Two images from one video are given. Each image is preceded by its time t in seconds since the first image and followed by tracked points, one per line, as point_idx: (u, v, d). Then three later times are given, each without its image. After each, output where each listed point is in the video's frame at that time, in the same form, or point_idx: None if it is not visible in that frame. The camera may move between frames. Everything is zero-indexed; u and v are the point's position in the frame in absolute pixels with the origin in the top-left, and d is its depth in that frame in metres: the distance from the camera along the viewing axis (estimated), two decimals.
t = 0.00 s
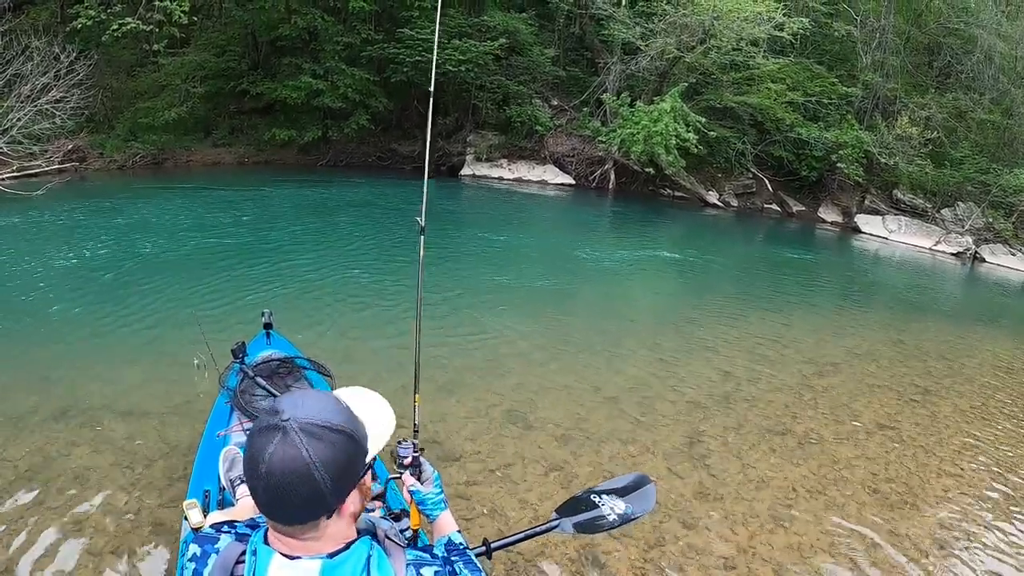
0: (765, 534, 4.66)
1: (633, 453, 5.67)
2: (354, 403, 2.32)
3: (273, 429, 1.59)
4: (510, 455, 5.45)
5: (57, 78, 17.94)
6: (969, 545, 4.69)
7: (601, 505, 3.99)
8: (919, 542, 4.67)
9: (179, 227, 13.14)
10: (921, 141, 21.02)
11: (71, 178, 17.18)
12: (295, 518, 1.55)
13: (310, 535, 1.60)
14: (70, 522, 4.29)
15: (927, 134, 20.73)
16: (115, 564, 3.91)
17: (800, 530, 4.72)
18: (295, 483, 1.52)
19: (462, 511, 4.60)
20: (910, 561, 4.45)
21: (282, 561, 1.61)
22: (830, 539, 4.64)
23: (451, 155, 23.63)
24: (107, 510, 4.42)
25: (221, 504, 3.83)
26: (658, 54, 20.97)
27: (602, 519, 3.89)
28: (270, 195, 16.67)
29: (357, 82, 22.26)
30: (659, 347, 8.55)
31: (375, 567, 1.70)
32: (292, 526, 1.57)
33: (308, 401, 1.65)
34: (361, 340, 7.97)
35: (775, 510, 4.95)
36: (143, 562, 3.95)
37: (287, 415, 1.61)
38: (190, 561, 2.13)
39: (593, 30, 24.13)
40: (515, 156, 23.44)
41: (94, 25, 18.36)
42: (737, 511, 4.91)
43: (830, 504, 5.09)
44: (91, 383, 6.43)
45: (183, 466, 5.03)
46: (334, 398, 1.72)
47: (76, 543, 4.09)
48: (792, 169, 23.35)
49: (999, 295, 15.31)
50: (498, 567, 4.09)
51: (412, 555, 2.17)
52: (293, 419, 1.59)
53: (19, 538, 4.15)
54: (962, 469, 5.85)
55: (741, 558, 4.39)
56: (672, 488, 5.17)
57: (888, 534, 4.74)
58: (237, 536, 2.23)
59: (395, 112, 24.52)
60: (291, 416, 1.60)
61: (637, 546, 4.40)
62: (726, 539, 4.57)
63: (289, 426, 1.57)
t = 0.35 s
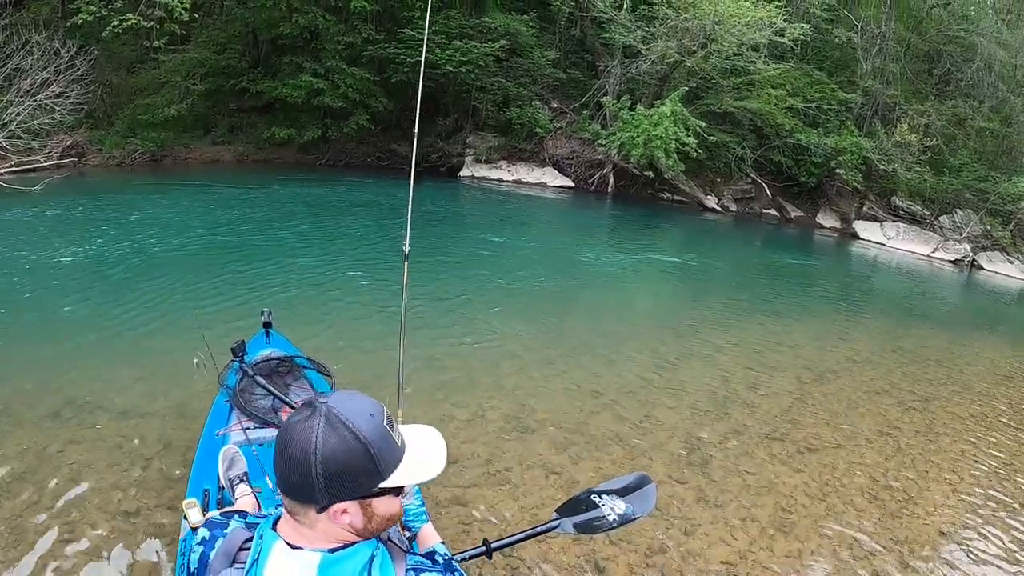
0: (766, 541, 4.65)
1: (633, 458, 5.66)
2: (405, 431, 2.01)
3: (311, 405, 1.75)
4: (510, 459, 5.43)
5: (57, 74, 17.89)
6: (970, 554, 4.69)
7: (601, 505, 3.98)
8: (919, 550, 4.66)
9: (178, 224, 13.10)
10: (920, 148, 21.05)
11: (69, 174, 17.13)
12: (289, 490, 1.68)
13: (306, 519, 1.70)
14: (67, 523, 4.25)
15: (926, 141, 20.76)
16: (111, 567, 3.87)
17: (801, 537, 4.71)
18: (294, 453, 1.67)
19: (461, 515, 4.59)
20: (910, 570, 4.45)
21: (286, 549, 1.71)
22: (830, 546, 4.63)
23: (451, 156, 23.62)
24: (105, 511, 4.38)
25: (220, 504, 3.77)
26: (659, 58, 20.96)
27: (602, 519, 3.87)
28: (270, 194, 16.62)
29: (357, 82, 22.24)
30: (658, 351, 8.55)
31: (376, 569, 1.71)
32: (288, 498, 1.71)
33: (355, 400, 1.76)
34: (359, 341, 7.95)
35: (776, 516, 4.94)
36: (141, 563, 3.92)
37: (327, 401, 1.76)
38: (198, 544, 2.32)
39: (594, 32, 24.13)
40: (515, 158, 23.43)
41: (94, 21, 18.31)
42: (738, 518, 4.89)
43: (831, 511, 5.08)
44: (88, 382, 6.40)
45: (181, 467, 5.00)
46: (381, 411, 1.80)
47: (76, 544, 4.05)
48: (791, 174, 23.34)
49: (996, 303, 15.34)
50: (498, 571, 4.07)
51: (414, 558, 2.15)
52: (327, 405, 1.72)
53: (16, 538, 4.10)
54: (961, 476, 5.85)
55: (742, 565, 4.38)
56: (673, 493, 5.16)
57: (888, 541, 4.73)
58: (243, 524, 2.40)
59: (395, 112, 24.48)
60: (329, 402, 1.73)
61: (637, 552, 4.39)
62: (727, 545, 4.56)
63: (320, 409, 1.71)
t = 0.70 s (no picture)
0: (772, 539, 4.62)
1: (638, 457, 5.63)
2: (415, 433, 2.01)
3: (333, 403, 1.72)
4: (514, 460, 5.40)
5: (55, 76, 17.87)
6: (978, 549, 4.67)
7: (602, 505, 3.96)
8: (927, 546, 4.63)
9: (178, 226, 13.08)
10: (921, 140, 20.97)
11: (68, 177, 17.12)
12: (312, 489, 1.63)
13: (326, 519, 1.65)
14: (68, 530, 4.24)
15: (927, 133, 20.68)
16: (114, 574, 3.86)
17: (808, 534, 4.68)
18: (322, 449, 1.63)
19: (466, 517, 4.56)
20: (918, 566, 4.43)
21: (313, 551, 1.63)
22: (837, 543, 4.61)
23: (450, 154, 23.60)
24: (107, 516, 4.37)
25: (220, 504, 3.76)
26: (657, 53, 20.89)
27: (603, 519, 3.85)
28: (270, 195, 16.60)
29: (356, 81, 22.20)
30: (661, 348, 8.52)
31: (395, 564, 1.70)
32: (308, 499, 1.66)
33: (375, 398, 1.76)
34: (361, 342, 7.93)
35: (782, 514, 4.92)
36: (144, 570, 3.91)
37: (349, 399, 1.74)
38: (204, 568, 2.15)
39: (592, 28, 24.05)
40: (515, 155, 23.38)
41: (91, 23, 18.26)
42: (744, 516, 4.87)
43: (838, 508, 5.06)
44: (90, 386, 6.39)
45: (182, 472, 4.98)
46: (400, 409, 1.80)
47: (78, 549, 4.04)
48: (792, 168, 23.28)
49: (998, 294, 15.30)
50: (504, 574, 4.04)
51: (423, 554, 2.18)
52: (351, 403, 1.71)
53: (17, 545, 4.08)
54: (968, 471, 5.82)
55: (749, 563, 4.36)
56: (678, 492, 5.14)
57: (896, 538, 4.71)
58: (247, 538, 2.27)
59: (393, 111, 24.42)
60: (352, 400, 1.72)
61: (643, 552, 4.37)
62: (734, 544, 4.54)
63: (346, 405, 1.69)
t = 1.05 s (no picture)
0: (774, 546, 4.60)
1: (640, 463, 5.61)
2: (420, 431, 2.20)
3: (347, 426, 1.65)
4: (515, 465, 5.38)
5: (54, 77, 17.86)
6: (980, 555, 4.66)
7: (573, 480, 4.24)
8: (929, 553, 4.62)
9: (177, 228, 13.05)
10: (920, 146, 21.00)
11: (67, 178, 17.10)
12: (341, 519, 1.59)
13: (353, 541, 1.65)
14: (68, 533, 4.22)
15: (926, 139, 20.68)
16: None
17: (810, 541, 4.67)
18: (349, 477, 1.58)
19: (467, 523, 4.53)
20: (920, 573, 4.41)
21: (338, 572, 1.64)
22: (840, 551, 4.59)
23: (450, 157, 23.60)
24: (106, 521, 4.35)
25: (220, 505, 3.74)
26: (657, 57, 20.93)
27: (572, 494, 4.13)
28: (269, 198, 16.60)
29: (356, 84, 22.21)
30: (662, 353, 8.50)
31: (413, 570, 1.79)
32: (334, 527, 1.62)
33: (383, 411, 1.72)
34: (362, 345, 7.90)
35: (784, 520, 4.91)
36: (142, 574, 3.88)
37: (361, 418, 1.67)
38: None
39: (592, 32, 24.10)
40: (514, 159, 23.37)
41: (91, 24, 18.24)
42: (746, 522, 4.85)
43: (840, 514, 5.04)
44: (88, 389, 6.36)
45: (181, 476, 4.95)
46: (402, 415, 1.78)
47: (76, 554, 4.01)
48: (791, 173, 23.31)
49: (997, 300, 15.30)
50: None
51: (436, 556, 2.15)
52: (367, 423, 1.65)
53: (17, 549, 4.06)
54: (970, 477, 5.81)
55: (750, 570, 4.34)
56: (680, 498, 5.12)
57: (898, 545, 4.69)
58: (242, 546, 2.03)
59: (393, 114, 24.42)
60: (366, 420, 1.66)
61: (645, 559, 4.35)
62: (736, 551, 4.53)
63: (365, 428, 1.64)
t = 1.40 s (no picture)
0: (777, 546, 4.59)
1: (641, 462, 5.59)
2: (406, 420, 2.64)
3: (365, 437, 1.64)
4: (515, 465, 5.36)
5: (49, 73, 17.71)
6: (982, 555, 4.66)
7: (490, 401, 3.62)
8: (931, 553, 4.61)
9: (174, 225, 12.97)
10: (918, 144, 21.01)
11: (63, 174, 17.00)
12: (387, 525, 1.65)
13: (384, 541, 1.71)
14: (64, 535, 4.17)
15: (923, 138, 20.69)
16: None
17: (812, 541, 4.66)
18: (394, 487, 1.63)
19: (468, 524, 4.51)
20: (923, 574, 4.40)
21: None
22: (842, 551, 4.58)
23: (447, 154, 23.55)
24: (103, 523, 4.30)
25: (219, 503, 3.70)
26: (656, 55, 20.89)
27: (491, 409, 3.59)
28: (266, 194, 16.53)
29: (353, 81, 22.12)
30: (662, 352, 8.49)
31: (422, 569, 1.88)
32: (379, 535, 1.65)
33: (382, 410, 1.75)
34: (360, 344, 7.86)
35: (787, 520, 4.89)
36: None
37: (375, 424, 1.68)
38: None
39: (590, 29, 24.04)
40: (512, 156, 23.31)
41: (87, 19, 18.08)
42: (748, 523, 4.84)
43: (842, 514, 5.03)
44: (85, 387, 6.31)
45: (179, 476, 4.91)
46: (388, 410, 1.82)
47: (76, 557, 3.97)
48: (788, 171, 23.31)
49: (994, 299, 15.33)
50: None
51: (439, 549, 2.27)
52: (384, 428, 1.67)
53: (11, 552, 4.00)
54: (971, 476, 5.81)
55: (753, 571, 4.33)
56: (682, 498, 5.10)
57: (900, 545, 4.69)
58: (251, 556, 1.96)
59: (390, 110, 24.33)
60: (380, 425, 1.68)
61: (648, 561, 4.33)
62: (738, 552, 4.51)
63: (384, 433, 1.66)
